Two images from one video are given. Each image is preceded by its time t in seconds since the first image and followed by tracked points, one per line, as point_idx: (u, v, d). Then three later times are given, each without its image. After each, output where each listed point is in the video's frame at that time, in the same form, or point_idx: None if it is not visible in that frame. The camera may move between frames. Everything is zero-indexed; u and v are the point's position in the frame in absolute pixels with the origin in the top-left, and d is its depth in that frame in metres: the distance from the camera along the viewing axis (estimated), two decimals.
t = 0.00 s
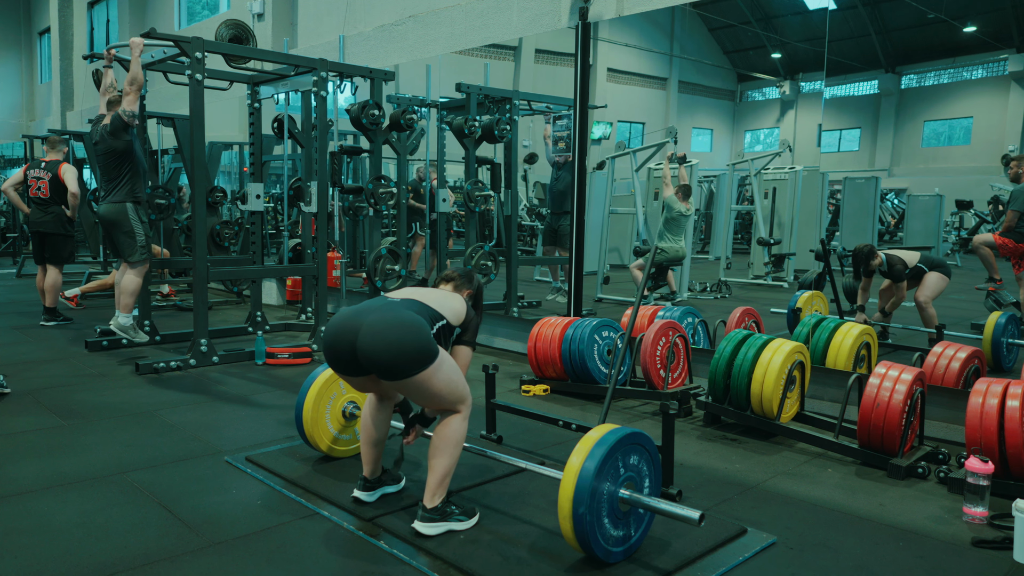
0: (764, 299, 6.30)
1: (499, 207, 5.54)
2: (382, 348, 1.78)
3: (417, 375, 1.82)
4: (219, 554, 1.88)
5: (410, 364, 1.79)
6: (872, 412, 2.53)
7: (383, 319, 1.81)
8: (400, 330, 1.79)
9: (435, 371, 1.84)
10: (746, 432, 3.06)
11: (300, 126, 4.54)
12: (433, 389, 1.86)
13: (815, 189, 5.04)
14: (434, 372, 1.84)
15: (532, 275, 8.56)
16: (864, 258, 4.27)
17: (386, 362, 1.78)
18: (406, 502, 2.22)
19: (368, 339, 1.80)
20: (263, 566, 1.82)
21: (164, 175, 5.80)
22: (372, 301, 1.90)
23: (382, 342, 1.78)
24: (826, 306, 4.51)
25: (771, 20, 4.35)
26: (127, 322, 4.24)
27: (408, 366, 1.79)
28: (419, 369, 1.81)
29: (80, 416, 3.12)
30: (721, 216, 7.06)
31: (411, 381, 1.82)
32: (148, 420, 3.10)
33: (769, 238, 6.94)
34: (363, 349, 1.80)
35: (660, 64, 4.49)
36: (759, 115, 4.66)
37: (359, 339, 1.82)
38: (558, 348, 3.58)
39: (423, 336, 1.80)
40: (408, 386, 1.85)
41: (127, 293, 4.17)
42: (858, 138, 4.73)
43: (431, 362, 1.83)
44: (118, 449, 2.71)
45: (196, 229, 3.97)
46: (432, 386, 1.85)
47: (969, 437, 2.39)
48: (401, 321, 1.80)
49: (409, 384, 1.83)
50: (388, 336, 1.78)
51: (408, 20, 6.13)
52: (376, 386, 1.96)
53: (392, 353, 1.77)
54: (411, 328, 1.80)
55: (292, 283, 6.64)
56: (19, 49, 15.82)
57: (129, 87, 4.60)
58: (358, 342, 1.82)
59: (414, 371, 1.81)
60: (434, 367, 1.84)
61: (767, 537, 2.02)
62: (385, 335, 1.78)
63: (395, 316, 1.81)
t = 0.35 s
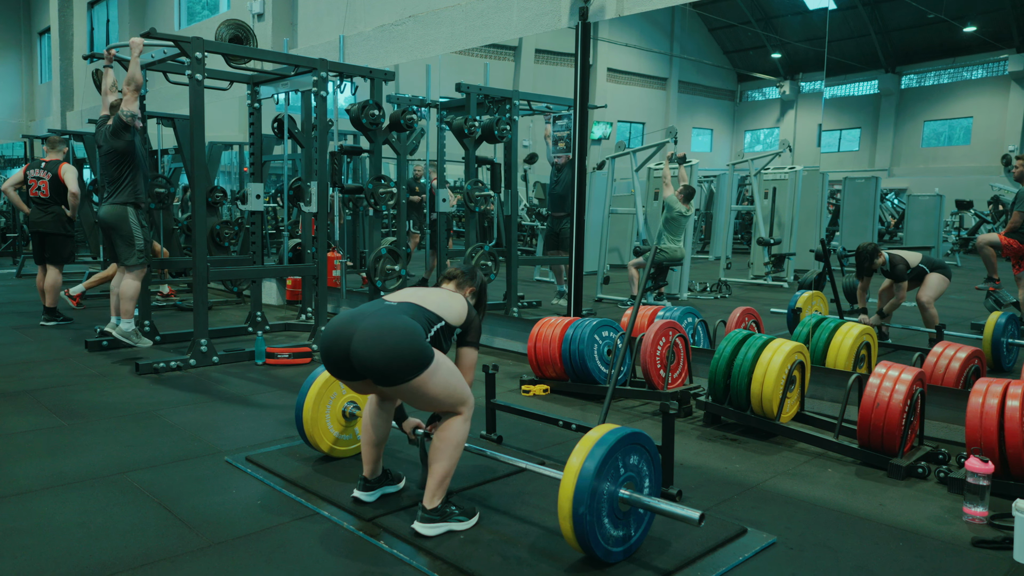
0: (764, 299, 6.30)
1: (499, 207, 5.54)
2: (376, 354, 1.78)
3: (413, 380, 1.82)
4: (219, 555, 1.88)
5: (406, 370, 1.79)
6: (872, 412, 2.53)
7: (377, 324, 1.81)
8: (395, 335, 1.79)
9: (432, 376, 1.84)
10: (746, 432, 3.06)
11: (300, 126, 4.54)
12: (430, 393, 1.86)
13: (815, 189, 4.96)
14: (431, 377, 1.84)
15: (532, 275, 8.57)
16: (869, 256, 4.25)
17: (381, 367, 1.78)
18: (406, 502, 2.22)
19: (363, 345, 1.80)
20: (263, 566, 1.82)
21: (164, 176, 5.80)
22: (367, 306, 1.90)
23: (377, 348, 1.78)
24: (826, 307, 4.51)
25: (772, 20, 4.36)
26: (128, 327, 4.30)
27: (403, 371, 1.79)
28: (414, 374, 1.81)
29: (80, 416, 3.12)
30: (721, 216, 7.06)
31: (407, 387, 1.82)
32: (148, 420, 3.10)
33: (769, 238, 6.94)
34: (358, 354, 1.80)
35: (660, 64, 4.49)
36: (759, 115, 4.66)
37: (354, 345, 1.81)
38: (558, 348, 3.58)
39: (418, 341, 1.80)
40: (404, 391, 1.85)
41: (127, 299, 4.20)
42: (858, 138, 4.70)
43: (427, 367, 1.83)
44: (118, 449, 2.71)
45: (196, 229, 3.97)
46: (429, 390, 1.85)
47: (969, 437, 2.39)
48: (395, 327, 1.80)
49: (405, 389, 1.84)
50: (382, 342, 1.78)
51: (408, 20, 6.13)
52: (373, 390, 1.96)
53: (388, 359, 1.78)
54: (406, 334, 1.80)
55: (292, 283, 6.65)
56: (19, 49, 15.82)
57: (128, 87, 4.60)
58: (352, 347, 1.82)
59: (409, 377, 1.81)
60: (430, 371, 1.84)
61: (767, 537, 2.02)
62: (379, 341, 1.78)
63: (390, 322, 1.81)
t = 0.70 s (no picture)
0: (764, 298, 6.30)
1: (499, 207, 5.53)
2: (381, 357, 1.78)
3: (417, 383, 1.82)
4: (219, 555, 1.88)
5: (410, 373, 1.79)
6: (872, 412, 2.53)
7: (383, 328, 1.81)
8: (401, 339, 1.79)
9: (435, 380, 1.85)
10: (746, 432, 3.06)
11: (300, 126, 4.54)
12: (434, 397, 1.86)
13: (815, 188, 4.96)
14: (435, 381, 1.84)
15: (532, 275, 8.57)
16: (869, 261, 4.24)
17: (385, 370, 1.78)
18: (406, 501, 2.22)
19: (367, 348, 1.80)
20: (263, 566, 1.82)
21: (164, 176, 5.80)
22: (372, 310, 1.90)
23: (382, 352, 1.78)
24: (825, 307, 4.51)
25: (772, 20, 4.36)
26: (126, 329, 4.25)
27: (408, 375, 1.79)
28: (419, 377, 1.81)
29: (80, 416, 3.12)
30: (721, 216, 7.06)
31: (411, 390, 1.83)
32: (148, 420, 3.10)
33: (769, 238, 6.94)
34: (362, 357, 1.80)
35: (661, 64, 4.50)
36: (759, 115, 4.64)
37: (358, 348, 1.82)
38: (558, 348, 3.58)
39: (423, 345, 1.81)
40: (407, 394, 1.85)
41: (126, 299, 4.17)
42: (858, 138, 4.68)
43: (431, 370, 1.83)
44: (118, 449, 2.71)
45: (196, 229, 3.97)
46: (432, 394, 1.85)
47: (968, 437, 2.39)
48: (401, 331, 1.80)
49: (409, 393, 1.84)
50: (388, 345, 1.78)
51: (408, 20, 6.13)
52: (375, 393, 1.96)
53: (392, 362, 1.78)
54: (411, 338, 1.80)
55: (292, 283, 6.65)
56: (19, 49, 15.82)
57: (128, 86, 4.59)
58: (357, 350, 1.82)
59: (414, 380, 1.81)
60: (434, 375, 1.84)
61: (767, 537, 2.02)
62: (385, 344, 1.78)
63: (395, 325, 1.81)
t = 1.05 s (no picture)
0: (763, 299, 6.30)
1: (499, 207, 5.54)
2: (383, 355, 1.78)
3: (418, 383, 1.82)
4: (218, 555, 1.88)
5: (412, 372, 1.79)
6: (872, 412, 2.53)
7: (384, 327, 1.81)
8: (403, 338, 1.79)
9: (436, 379, 1.84)
10: (746, 432, 3.06)
11: (301, 126, 4.54)
12: (435, 396, 1.86)
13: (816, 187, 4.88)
14: (436, 380, 1.84)
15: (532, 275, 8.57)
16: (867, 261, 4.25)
17: (387, 369, 1.78)
18: (407, 501, 2.22)
19: (369, 348, 1.80)
20: (263, 566, 1.82)
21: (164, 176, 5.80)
22: (373, 309, 1.90)
23: (384, 351, 1.78)
24: (825, 307, 4.51)
25: (772, 20, 4.35)
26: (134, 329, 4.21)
27: (409, 374, 1.79)
28: (420, 377, 1.81)
29: (81, 416, 3.12)
30: (722, 216, 7.06)
31: (413, 389, 1.83)
32: (148, 420, 3.10)
33: (769, 238, 6.94)
34: (364, 356, 1.80)
35: (661, 65, 4.51)
36: (760, 115, 4.65)
37: (360, 347, 1.82)
38: (558, 348, 3.58)
39: (424, 344, 1.81)
40: (408, 393, 1.85)
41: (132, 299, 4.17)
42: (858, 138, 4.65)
43: (432, 369, 1.83)
44: (119, 449, 2.71)
45: (196, 229, 3.97)
46: (433, 393, 1.86)
47: (968, 437, 2.39)
48: (402, 330, 1.80)
49: (410, 392, 1.84)
50: (389, 344, 1.78)
51: (408, 20, 6.12)
52: (377, 392, 1.96)
53: (394, 361, 1.77)
54: (411, 337, 1.80)
55: (292, 283, 6.66)
56: (19, 49, 15.82)
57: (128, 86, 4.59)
58: (358, 349, 1.82)
59: (415, 379, 1.81)
60: (435, 374, 1.84)
61: (767, 537, 2.02)
62: (386, 343, 1.78)
63: (396, 324, 1.81)
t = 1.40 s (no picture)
0: (764, 298, 6.30)
1: (499, 207, 5.54)
2: (381, 353, 1.78)
3: (416, 381, 1.82)
4: (218, 555, 1.88)
5: (409, 370, 1.79)
6: (872, 412, 2.53)
7: (382, 325, 1.81)
8: (401, 335, 1.79)
9: (434, 377, 1.84)
10: (746, 432, 3.06)
11: (301, 126, 4.54)
12: (433, 394, 1.86)
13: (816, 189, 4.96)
14: (434, 378, 1.84)
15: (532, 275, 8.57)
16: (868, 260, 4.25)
17: (385, 367, 1.78)
18: (407, 501, 2.22)
19: (367, 345, 1.80)
20: (263, 566, 1.82)
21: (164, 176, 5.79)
22: (373, 306, 1.90)
23: (382, 348, 1.78)
24: (825, 307, 4.51)
25: (772, 20, 4.35)
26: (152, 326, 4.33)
27: (407, 372, 1.79)
28: (418, 375, 1.81)
29: (81, 416, 3.12)
30: (722, 216, 7.06)
31: (411, 387, 1.83)
32: (148, 420, 3.09)
33: (769, 238, 6.93)
34: (362, 354, 1.80)
35: (661, 64, 4.51)
36: (759, 115, 4.66)
37: (358, 344, 1.82)
38: (558, 348, 3.58)
39: (422, 342, 1.80)
40: (406, 391, 1.85)
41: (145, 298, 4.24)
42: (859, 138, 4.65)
43: (430, 367, 1.83)
44: (119, 449, 2.70)
45: (196, 229, 3.97)
46: (432, 391, 1.86)
47: (969, 437, 2.39)
48: (400, 327, 1.80)
49: (408, 389, 1.84)
50: (387, 341, 1.78)
51: (408, 20, 6.12)
52: (376, 390, 1.96)
53: (392, 359, 1.77)
54: (409, 335, 1.79)
55: (292, 283, 6.66)
56: (19, 49, 15.81)
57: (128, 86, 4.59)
58: (356, 347, 1.82)
59: (413, 377, 1.81)
60: (434, 371, 1.84)
61: (767, 537, 2.02)
62: (384, 341, 1.78)
63: (395, 322, 1.81)
